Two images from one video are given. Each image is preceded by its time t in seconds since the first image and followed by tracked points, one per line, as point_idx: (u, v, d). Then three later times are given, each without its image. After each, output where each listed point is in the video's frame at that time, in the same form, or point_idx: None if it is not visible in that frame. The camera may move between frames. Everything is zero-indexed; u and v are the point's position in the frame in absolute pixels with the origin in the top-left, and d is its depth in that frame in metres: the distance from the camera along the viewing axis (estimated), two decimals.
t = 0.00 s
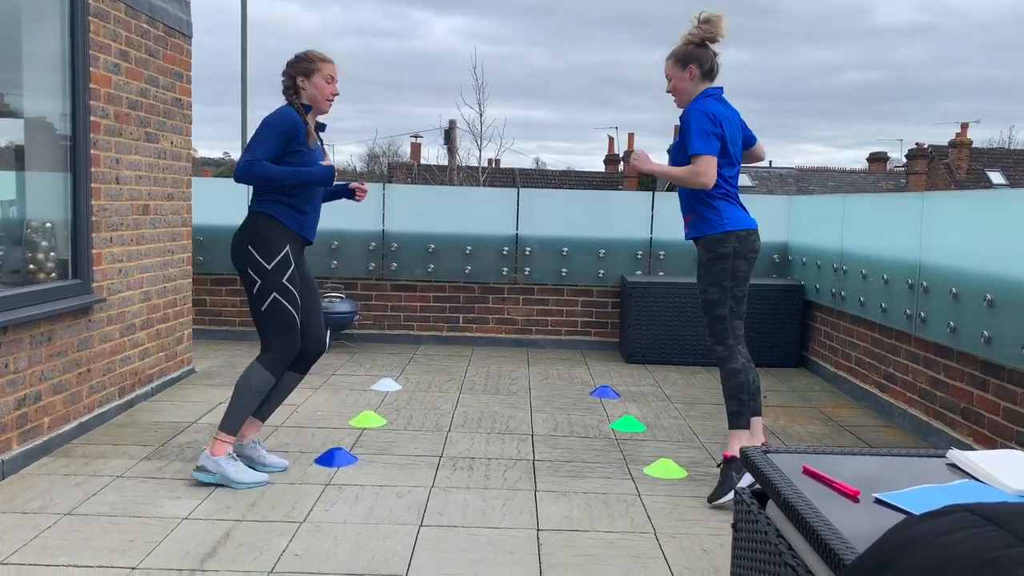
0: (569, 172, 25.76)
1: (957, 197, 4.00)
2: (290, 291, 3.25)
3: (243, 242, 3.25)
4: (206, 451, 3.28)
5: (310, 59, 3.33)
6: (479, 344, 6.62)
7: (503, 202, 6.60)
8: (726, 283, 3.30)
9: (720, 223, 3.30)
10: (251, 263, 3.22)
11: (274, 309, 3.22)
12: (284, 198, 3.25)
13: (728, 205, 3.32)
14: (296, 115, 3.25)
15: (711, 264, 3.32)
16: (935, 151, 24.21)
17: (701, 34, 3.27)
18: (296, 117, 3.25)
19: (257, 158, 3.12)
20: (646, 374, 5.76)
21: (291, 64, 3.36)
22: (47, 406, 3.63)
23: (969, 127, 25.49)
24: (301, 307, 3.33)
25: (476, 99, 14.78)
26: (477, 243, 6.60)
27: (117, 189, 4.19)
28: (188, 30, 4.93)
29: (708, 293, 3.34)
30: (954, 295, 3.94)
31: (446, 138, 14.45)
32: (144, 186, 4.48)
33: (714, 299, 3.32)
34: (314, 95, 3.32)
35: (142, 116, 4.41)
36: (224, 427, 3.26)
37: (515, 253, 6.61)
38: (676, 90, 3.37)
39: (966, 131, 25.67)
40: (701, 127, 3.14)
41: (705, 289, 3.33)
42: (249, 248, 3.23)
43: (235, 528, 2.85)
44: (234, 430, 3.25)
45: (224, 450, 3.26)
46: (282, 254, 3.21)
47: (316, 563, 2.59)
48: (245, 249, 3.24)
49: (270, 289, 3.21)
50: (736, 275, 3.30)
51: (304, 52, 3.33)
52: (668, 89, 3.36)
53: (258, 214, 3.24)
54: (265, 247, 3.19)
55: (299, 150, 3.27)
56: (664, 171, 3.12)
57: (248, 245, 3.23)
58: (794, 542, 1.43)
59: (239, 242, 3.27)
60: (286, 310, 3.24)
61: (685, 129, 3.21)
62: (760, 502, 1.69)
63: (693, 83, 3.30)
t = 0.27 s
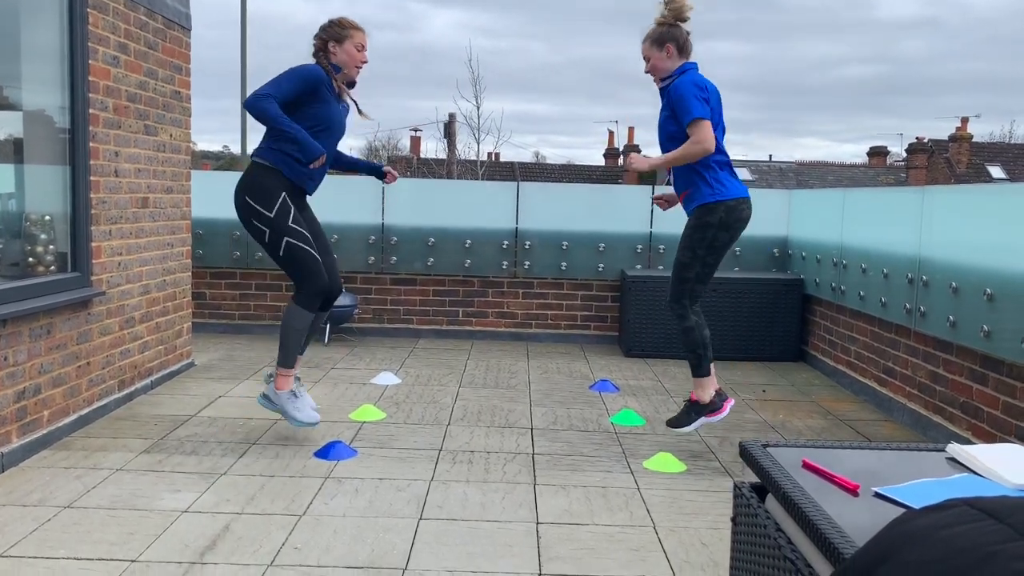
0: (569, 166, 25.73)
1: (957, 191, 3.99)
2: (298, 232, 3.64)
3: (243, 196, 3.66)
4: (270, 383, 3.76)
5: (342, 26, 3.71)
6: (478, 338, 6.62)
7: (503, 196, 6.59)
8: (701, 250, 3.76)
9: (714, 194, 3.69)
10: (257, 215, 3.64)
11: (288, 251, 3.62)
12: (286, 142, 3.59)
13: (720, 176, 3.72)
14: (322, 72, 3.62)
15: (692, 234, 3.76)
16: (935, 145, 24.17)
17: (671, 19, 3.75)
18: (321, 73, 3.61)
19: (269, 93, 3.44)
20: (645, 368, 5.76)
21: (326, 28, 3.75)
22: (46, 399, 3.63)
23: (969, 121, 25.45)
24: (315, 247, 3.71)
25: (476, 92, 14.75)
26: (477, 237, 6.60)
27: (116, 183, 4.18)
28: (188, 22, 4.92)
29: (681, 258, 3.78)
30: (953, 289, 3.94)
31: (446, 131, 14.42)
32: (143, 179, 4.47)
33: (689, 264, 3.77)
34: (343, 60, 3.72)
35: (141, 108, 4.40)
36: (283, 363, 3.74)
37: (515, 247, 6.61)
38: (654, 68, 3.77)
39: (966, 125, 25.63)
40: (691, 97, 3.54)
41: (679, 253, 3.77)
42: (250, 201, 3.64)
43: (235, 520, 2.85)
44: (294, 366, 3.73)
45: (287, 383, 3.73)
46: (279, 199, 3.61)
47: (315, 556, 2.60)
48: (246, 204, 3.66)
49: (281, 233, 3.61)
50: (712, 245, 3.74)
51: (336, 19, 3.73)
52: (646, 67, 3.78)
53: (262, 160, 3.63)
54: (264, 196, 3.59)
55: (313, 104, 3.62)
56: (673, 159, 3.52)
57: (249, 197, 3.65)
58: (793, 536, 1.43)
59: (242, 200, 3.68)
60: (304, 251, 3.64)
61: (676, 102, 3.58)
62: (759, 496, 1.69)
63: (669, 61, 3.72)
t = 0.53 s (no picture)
0: (569, 159, 25.69)
1: (957, 184, 3.99)
2: (319, 265, 3.71)
3: (270, 228, 3.73)
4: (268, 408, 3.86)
5: (337, 56, 3.69)
6: (479, 332, 6.62)
7: (503, 190, 6.58)
8: (672, 284, 3.79)
9: (680, 239, 3.72)
10: (283, 248, 3.70)
11: (309, 284, 3.69)
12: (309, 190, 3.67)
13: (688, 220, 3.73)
14: (324, 112, 3.63)
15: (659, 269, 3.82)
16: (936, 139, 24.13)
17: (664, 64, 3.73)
18: (324, 114, 3.62)
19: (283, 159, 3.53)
20: (645, 361, 5.77)
21: (321, 60, 3.72)
22: (47, 393, 3.64)
23: (970, 115, 25.41)
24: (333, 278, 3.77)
25: (476, 85, 14.72)
26: (477, 231, 6.59)
27: (116, 177, 4.17)
28: (187, 16, 4.91)
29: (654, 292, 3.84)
30: (954, 283, 3.94)
31: (446, 125, 14.39)
32: (143, 173, 4.46)
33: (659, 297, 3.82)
34: (341, 90, 3.69)
35: (141, 102, 4.39)
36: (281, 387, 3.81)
37: (515, 241, 6.60)
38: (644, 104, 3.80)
39: (967, 118, 25.58)
40: (680, 148, 3.57)
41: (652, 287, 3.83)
42: (278, 233, 3.70)
43: (236, 514, 2.86)
44: (287, 388, 3.80)
45: (282, 404, 3.83)
46: (304, 235, 3.66)
47: (316, 549, 2.60)
48: (275, 236, 3.71)
49: (303, 266, 3.68)
50: (682, 280, 3.76)
51: (330, 50, 3.71)
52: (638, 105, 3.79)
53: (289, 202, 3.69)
54: (290, 232, 3.66)
55: (325, 146, 3.65)
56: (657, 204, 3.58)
57: (277, 231, 3.71)
58: (794, 530, 1.44)
59: (271, 232, 3.75)
60: (320, 283, 3.70)
61: (666, 148, 3.63)
62: (759, 489, 1.69)
63: (660, 101, 3.74)
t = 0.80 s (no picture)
0: (568, 154, 25.66)
1: (958, 177, 3.98)
2: (336, 210, 4.08)
3: (288, 175, 4.08)
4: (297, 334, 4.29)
5: (358, 10, 3.99)
6: (479, 327, 6.63)
7: (503, 184, 6.57)
8: (657, 241, 4.28)
9: (670, 197, 4.23)
10: (299, 193, 4.07)
11: (329, 226, 4.07)
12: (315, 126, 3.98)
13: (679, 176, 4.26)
14: (336, 58, 3.93)
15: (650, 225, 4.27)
16: (936, 132, 24.10)
17: (634, 28, 4.18)
18: (336, 60, 3.93)
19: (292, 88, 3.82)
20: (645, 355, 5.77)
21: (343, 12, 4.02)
22: (47, 389, 3.64)
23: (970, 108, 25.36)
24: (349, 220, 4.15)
25: (476, 80, 14.68)
26: (477, 225, 6.59)
27: (115, 172, 4.17)
28: (185, 10, 4.89)
29: (640, 245, 4.30)
30: (953, 276, 3.94)
31: (446, 120, 14.37)
32: (142, 168, 4.46)
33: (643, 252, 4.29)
34: (358, 42, 3.99)
35: (139, 98, 4.38)
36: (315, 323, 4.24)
37: (515, 235, 6.60)
38: (620, 73, 4.22)
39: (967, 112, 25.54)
40: (649, 103, 4.03)
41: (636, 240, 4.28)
42: (294, 180, 4.07)
43: (236, 509, 2.86)
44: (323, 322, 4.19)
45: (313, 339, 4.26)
46: (319, 179, 4.02)
47: (316, 544, 2.60)
48: (292, 183, 4.08)
49: (321, 212, 4.06)
50: (667, 236, 4.27)
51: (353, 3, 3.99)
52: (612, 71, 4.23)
53: (302, 146, 4.04)
54: (307, 179, 4.02)
55: (335, 89, 3.97)
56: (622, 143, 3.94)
57: (294, 177, 4.06)
58: (793, 523, 1.44)
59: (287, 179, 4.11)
60: (338, 226, 4.09)
61: (637, 105, 4.09)
62: (759, 482, 1.69)
63: (634, 67, 4.17)
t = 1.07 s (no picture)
0: (566, 149, 25.65)
1: (956, 171, 3.98)
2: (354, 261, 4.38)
3: (301, 241, 4.39)
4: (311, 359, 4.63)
5: (364, 79, 4.24)
6: (477, 322, 6.63)
7: (501, 179, 6.56)
8: (631, 286, 4.51)
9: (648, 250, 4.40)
10: (318, 256, 4.37)
11: (350, 278, 4.36)
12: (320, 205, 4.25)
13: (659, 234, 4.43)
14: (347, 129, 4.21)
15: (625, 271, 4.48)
16: (934, 126, 24.11)
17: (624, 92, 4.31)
18: (347, 131, 4.20)
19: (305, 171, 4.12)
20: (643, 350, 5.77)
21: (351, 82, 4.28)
22: (46, 385, 3.63)
23: (968, 102, 25.36)
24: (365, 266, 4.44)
25: (474, 76, 14.65)
26: (476, 220, 6.58)
27: (113, 169, 4.16)
28: (181, 6, 4.88)
29: (613, 286, 4.51)
30: (952, 270, 3.94)
31: (443, 115, 14.35)
32: (140, 165, 4.45)
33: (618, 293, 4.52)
34: (366, 109, 4.27)
35: (136, 94, 4.37)
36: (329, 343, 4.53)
37: (513, 231, 6.59)
38: (604, 124, 4.37)
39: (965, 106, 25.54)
40: (643, 162, 4.18)
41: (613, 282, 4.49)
42: (309, 244, 4.38)
43: (235, 505, 2.86)
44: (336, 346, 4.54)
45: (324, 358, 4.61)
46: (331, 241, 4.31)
47: (316, 539, 2.61)
48: (307, 248, 4.39)
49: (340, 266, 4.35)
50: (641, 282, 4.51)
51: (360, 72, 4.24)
52: (597, 124, 4.35)
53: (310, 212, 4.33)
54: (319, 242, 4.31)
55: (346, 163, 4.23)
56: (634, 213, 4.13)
57: (307, 243, 4.39)
58: (792, 517, 1.44)
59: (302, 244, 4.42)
60: (360, 273, 4.38)
61: (626, 166, 4.24)
62: (758, 476, 1.69)
63: (617, 122, 4.33)
